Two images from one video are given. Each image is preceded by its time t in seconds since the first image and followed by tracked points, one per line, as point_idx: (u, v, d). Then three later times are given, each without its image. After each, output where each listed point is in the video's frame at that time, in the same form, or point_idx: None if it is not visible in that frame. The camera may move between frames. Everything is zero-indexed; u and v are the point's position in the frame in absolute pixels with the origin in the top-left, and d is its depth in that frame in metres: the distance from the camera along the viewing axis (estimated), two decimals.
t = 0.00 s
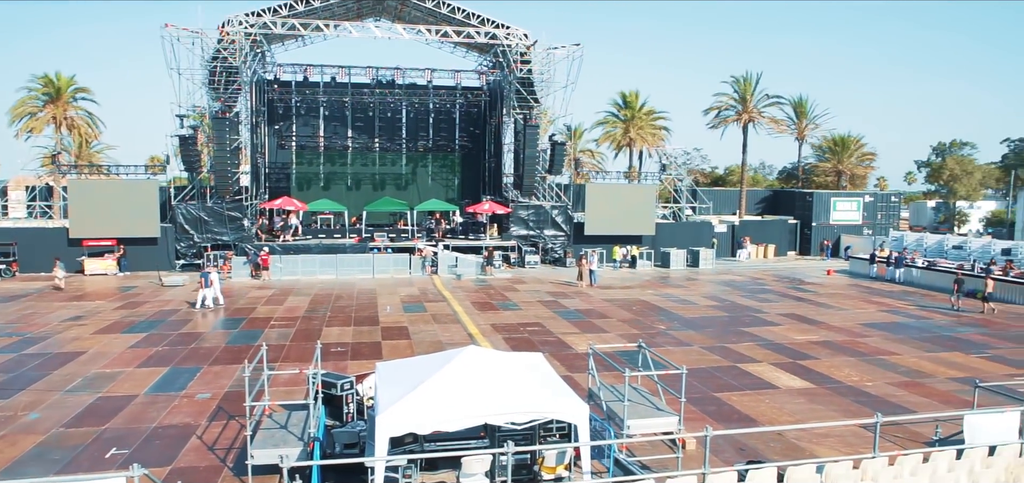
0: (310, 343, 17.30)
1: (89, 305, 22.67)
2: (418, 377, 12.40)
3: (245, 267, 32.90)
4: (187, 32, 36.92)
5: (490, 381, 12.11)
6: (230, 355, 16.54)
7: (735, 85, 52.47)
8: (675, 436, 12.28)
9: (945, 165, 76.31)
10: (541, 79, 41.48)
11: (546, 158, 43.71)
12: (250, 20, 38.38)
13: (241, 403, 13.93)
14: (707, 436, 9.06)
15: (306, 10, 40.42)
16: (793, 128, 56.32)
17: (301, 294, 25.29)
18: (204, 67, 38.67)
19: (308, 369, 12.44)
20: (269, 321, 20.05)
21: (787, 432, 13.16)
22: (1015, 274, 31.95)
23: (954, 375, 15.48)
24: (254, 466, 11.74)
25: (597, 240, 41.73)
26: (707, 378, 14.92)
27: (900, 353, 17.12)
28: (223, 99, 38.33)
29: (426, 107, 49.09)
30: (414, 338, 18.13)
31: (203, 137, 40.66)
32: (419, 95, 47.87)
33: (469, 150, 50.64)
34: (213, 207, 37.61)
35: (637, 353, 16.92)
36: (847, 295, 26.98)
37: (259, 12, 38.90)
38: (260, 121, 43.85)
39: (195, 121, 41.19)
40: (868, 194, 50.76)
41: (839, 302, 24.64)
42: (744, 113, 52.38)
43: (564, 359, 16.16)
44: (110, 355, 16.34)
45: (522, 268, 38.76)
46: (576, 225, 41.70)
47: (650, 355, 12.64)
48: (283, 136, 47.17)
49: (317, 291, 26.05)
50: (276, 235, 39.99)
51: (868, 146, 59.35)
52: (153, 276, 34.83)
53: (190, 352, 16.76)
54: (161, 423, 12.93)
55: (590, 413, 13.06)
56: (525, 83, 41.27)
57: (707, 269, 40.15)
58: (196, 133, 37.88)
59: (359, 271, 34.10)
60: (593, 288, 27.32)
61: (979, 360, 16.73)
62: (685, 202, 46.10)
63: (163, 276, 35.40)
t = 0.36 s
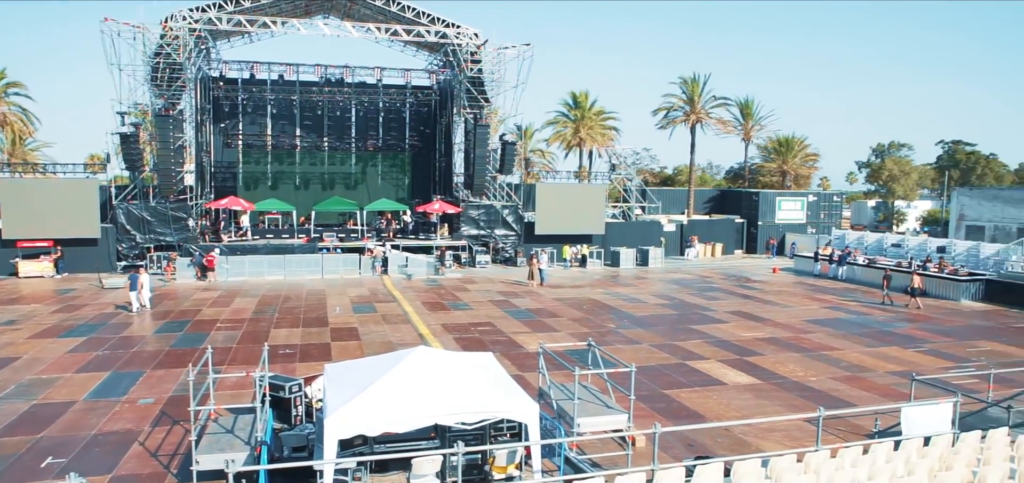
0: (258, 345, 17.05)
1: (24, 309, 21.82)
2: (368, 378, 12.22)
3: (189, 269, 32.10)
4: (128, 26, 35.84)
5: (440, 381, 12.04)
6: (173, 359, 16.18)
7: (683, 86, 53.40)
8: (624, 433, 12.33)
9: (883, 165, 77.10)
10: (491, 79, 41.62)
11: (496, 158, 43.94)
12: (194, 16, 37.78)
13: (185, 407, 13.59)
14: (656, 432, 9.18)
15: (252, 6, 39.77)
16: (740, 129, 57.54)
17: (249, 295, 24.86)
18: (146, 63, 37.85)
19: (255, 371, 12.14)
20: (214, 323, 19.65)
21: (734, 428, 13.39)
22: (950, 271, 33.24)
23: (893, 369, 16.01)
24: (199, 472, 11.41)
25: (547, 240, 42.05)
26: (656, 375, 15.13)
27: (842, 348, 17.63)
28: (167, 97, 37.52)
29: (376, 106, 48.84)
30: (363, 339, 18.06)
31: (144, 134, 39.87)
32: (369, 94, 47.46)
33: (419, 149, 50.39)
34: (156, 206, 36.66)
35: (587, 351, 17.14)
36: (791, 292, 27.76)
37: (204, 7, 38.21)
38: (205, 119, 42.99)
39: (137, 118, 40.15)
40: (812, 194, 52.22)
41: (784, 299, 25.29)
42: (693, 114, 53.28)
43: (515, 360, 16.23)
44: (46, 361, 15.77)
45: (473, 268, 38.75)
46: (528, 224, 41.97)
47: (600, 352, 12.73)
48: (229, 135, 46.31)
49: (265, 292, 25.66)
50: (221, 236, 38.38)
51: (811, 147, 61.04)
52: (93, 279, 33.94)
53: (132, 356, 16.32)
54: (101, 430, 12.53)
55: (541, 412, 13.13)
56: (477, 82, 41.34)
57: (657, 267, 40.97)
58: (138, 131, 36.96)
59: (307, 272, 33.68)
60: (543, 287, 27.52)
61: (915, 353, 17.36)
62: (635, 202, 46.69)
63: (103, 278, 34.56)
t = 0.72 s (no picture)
0: (204, 348, 16.71)
1: None
2: (316, 379, 12.02)
3: (132, 270, 31.32)
4: (63, 18, 34.47)
5: (391, 381, 11.94)
6: (113, 364, 15.71)
7: (633, 86, 54.06)
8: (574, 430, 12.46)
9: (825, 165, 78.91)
10: (442, 77, 41.47)
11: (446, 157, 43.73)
12: (133, 8, 36.19)
13: (126, 414, 13.20)
14: (605, 429, 9.27)
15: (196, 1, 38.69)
16: (688, 129, 58.52)
17: (194, 297, 24.28)
18: (83, 58, 36.71)
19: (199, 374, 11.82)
20: (157, 326, 19.16)
21: (683, 422, 13.64)
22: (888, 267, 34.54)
23: (834, 362, 16.52)
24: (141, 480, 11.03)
25: (497, 238, 42.49)
26: (605, 372, 15.33)
27: (786, 342, 18.13)
28: (105, 93, 36.29)
29: (325, 104, 48.33)
30: (313, 340, 17.90)
31: (81, 131, 38.64)
32: (317, 91, 46.76)
33: (369, 148, 49.86)
34: (95, 206, 35.71)
35: (538, 349, 17.30)
36: (736, 288, 28.46)
37: None
38: (146, 117, 41.79)
39: (74, 115, 38.79)
40: (758, 192, 53.43)
41: (731, 295, 25.87)
42: (642, 114, 54.03)
43: (466, 360, 16.26)
44: None
45: (424, 268, 38.91)
46: (478, 223, 42.15)
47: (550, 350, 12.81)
48: (172, 132, 45.05)
49: (211, 293, 25.12)
50: (162, 238, 36.90)
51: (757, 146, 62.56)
52: (28, 282, 32.63)
53: (69, 361, 15.78)
54: (37, 440, 12.05)
55: (492, 411, 13.14)
56: (427, 81, 41.25)
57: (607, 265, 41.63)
58: (75, 127, 35.71)
59: (254, 272, 33.10)
60: (495, 286, 27.59)
61: (854, 346, 17.99)
62: (585, 201, 47.36)
63: (39, 281, 33.29)
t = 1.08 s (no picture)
0: (138, 355, 16.23)
1: None
2: (255, 385, 11.76)
3: (61, 275, 30.15)
4: None
5: (335, 384, 11.76)
6: (41, 373, 15.12)
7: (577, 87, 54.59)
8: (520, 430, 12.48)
9: (764, 165, 80.64)
10: (385, 76, 41.01)
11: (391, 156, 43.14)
12: (61, 2, 35.00)
13: (55, 424, 12.70)
14: (549, 428, 9.33)
15: None
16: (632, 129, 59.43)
17: (128, 302, 23.50)
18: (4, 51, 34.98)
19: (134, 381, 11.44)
20: (89, 332, 18.49)
21: (627, 419, 13.84)
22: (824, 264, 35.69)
23: (773, 357, 17.01)
24: None
25: (442, 239, 42.23)
26: (551, 371, 15.45)
27: (727, 339, 18.59)
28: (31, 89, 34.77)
29: (266, 103, 47.37)
30: (254, 344, 17.58)
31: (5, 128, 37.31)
32: (258, 90, 45.81)
33: (312, 148, 49.03)
34: (20, 208, 33.84)
35: (483, 349, 17.33)
36: (679, 286, 29.06)
37: None
38: (75, 115, 40.26)
39: None
40: (700, 192, 54.54)
41: (673, 293, 26.39)
42: (587, 114, 54.58)
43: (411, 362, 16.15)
44: None
45: (368, 269, 38.45)
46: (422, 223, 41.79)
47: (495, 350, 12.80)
48: (104, 131, 43.45)
49: (147, 298, 24.38)
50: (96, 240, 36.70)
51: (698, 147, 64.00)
52: None
53: None
54: None
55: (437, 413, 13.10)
56: (370, 80, 40.68)
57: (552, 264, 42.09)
58: None
59: (192, 276, 32.33)
60: (440, 287, 27.51)
61: (792, 342, 18.56)
62: (530, 200, 47.42)
63: None
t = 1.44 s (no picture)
0: (68, 360, 15.72)
1: None
2: (193, 388, 11.46)
3: None
4: None
5: (275, 386, 11.56)
6: None
7: (520, 84, 54.75)
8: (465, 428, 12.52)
9: (704, 162, 82.44)
10: (326, 73, 40.58)
11: (332, 155, 43.06)
12: None
13: None
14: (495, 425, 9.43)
15: None
16: (575, 127, 59.97)
17: (57, 306, 22.62)
18: None
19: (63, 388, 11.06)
20: (14, 338, 17.74)
21: (572, 415, 14.02)
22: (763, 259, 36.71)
23: (714, 351, 17.46)
24: None
25: (387, 237, 41.83)
26: (496, 369, 15.55)
27: (669, 333, 18.99)
28: None
29: (202, 99, 46.21)
30: (192, 347, 17.20)
31: None
32: (193, 86, 44.87)
33: (251, 145, 48.08)
34: None
35: (428, 348, 17.30)
36: (622, 282, 29.54)
37: None
38: None
39: None
40: (643, 189, 55.57)
41: (616, 289, 26.81)
42: (530, 112, 54.81)
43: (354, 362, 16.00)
44: None
45: (311, 268, 37.99)
46: (365, 221, 41.11)
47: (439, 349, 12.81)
48: (29, 127, 41.61)
49: (77, 301, 23.53)
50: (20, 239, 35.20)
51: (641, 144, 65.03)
52: None
53: None
54: None
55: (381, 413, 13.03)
56: (310, 77, 40.03)
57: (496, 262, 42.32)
58: None
59: (127, 278, 31.38)
60: (383, 286, 27.28)
61: (730, 335, 19.10)
62: (474, 198, 47.20)
63: None
